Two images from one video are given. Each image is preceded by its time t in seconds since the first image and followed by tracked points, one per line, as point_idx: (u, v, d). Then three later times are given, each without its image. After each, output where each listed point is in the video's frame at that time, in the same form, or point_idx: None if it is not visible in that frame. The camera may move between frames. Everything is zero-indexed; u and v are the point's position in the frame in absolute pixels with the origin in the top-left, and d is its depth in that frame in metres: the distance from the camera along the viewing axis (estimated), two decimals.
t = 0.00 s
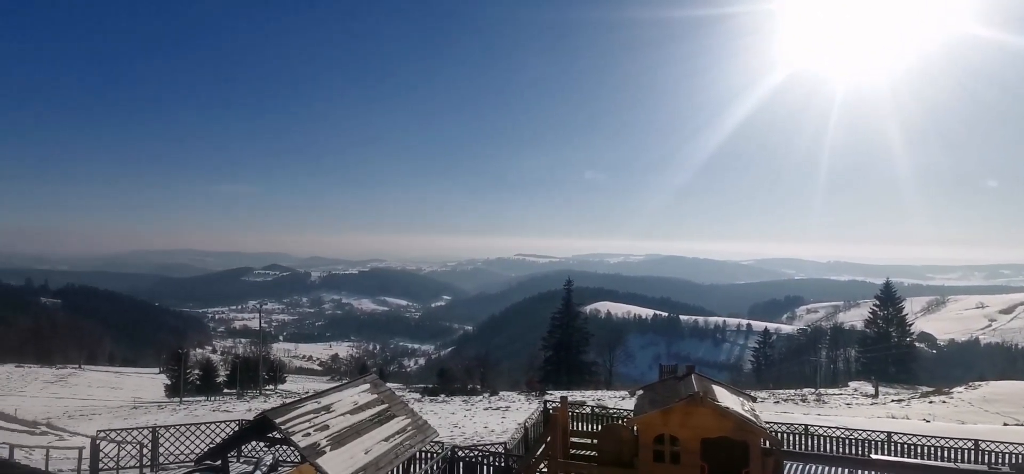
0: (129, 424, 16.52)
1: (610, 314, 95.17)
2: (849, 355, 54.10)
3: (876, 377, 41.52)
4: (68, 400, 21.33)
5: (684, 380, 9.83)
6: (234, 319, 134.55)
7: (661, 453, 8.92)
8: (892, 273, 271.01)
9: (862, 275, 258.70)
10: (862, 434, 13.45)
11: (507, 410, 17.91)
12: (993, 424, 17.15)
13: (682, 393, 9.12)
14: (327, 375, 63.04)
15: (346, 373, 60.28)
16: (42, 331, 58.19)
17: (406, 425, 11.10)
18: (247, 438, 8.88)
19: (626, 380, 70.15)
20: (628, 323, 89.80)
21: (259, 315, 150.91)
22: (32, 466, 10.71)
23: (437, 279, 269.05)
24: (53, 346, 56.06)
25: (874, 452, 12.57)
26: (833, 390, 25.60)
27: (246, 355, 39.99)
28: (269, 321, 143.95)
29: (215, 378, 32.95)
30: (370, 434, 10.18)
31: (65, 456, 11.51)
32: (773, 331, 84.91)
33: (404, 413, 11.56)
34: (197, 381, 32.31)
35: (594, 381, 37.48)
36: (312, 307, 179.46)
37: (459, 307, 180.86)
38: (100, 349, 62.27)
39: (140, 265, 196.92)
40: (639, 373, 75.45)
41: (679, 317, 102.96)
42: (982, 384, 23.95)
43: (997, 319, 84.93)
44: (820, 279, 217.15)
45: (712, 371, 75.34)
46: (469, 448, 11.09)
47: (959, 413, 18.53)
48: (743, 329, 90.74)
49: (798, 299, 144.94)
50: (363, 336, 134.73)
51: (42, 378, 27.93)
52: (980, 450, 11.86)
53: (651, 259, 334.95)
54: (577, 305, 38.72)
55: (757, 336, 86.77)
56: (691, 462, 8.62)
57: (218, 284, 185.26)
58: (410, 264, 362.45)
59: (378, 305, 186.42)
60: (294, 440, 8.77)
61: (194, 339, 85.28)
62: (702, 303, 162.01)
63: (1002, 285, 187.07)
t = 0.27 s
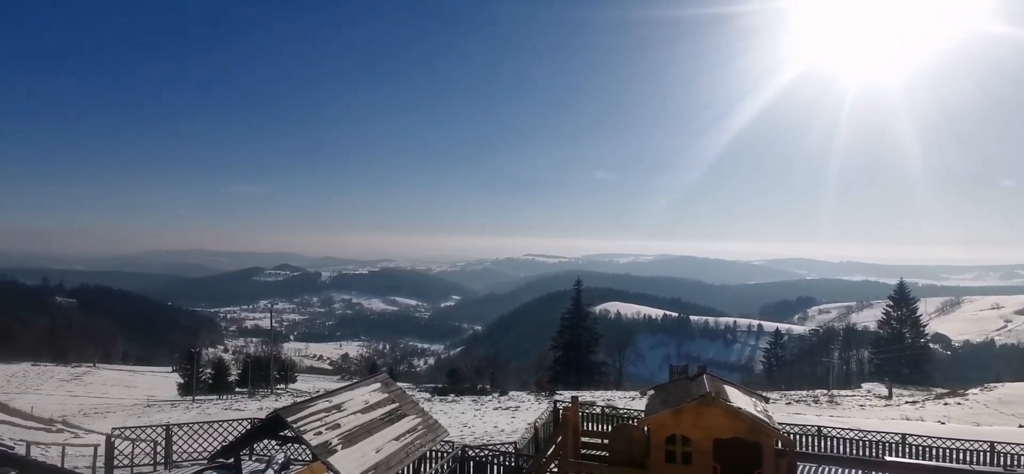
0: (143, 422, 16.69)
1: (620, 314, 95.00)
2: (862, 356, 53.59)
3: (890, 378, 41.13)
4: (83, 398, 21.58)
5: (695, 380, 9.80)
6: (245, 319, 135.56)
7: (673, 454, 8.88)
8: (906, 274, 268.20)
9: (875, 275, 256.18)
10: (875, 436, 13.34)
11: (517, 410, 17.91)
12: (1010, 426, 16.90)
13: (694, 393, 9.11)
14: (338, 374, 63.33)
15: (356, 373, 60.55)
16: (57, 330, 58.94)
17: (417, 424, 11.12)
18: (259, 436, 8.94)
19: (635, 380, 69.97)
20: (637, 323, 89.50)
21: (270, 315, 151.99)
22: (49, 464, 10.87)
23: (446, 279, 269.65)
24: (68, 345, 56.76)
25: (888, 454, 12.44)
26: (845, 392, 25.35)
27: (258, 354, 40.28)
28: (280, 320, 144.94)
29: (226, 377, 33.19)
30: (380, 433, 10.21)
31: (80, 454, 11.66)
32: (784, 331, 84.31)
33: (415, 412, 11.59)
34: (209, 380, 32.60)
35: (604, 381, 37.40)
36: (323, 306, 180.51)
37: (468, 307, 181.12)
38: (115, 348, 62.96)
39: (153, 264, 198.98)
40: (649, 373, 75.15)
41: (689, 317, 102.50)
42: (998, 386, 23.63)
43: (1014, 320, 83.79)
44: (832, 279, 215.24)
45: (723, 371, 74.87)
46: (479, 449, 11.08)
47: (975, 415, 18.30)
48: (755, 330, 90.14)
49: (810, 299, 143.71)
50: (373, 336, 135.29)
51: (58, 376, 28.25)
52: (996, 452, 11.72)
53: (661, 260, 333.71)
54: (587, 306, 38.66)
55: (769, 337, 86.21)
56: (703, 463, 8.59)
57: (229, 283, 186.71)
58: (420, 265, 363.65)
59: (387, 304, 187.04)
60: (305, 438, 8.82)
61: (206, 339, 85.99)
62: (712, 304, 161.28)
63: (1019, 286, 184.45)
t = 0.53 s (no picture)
0: (155, 420, 16.83)
1: (629, 315, 94.82)
2: (874, 357, 53.10)
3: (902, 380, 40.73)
4: (96, 396, 21.79)
5: (706, 381, 9.77)
6: (255, 318, 136.45)
7: (684, 454, 8.86)
8: (919, 274, 265.68)
9: (887, 275, 253.95)
10: (889, 438, 13.22)
11: (526, 410, 17.90)
12: None
13: (705, 394, 9.09)
14: (347, 373, 63.59)
15: (366, 373, 60.79)
16: (71, 329, 59.67)
17: (426, 424, 11.13)
18: (270, 435, 8.99)
19: (645, 380, 69.78)
20: (646, 324, 89.28)
21: (281, 314, 152.97)
22: (64, 461, 11.00)
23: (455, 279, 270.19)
24: (82, 343, 57.43)
25: (902, 456, 12.33)
26: (857, 393, 25.15)
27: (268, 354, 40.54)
28: (290, 320, 145.84)
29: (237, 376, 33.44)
30: (390, 432, 10.23)
31: (93, 451, 11.80)
32: (795, 332, 83.76)
33: (425, 412, 11.60)
34: (220, 379, 32.87)
35: (613, 381, 37.32)
36: (332, 306, 181.45)
37: (477, 307, 181.38)
38: (128, 347, 63.62)
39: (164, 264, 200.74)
40: (658, 374, 74.91)
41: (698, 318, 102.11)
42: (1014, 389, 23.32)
43: None
44: (844, 280, 213.53)
45: (733, 372, 74.47)
46: (489, 449, 11.09)
47: (990, 417, 18.09)
48: (765, 331, 89.59)
49: (821, 299, 142.59)
50: (382, 335, 135.84)
51: (71, 375, 28.54)
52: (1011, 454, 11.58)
53: (670, 260, 332.64)
54: (596, 306, 38.62)
55: (779, 338, 85.73)
56: (715, 464, 8.54)
57: (239, 283, 187.94)
58: (428, 265, 364.74)
59: (396, 304, 187.67)
60: (316, 437, 8.86)
61: (217, 338, 86.64)
62: (722, 304, 160.47)
63: None
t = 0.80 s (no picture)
0: (170, 418, 17.00)
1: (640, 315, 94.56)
2: (890, 359, 52.51)
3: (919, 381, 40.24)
4: (112, 394, 22.09)
5: (719, 382, 9.72)
6: (268, 318, 137.62)
7: (696, 455, 8.84)
8: (935, 275, 262.29)
9: (903, 276, 250.98)
10: (903, 440, 13.13)
11: (537, 410, 17.85)
12: None
13: (718, 396, 9.04)
14: (358, 373, 63.92)
15: (377, 372, 61.09)
16: (87, 328, 60.51)
17: (437, 424, 11.14)
18: (283, 434, 9.08)
19: (656, 381, 69.57)
20: (657, 324, 88.97)
21: (293, 314, 154.23)
22: (81, 457, 11.16)
23: (466, 279, 270.94)
24: (98, 342, 58.19)
25: (916, 459, 12.22)
26: (872, 395, 24.87)
27: (281, 353, 40.83)
28: (303, 319, 146.97)
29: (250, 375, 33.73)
30: (402, 431, 10.27)
31: (108, 449, 11.96)
32: (808, 333, 83.07)
33: (436, 411, 11.63)
34: (234, 378, 33.18)
35: (623, 382, 37.17)
36: (344, 306, 182.65)
37: (487, 307, 181.74)
38: (143, 346, 64.42)
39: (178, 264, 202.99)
40: (669, 375, 74.53)
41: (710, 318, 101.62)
42: None
43: None
44: (858, 280, 211.28)
45: (745, 373, 73.97)
46: (500, 449, 11.07)
47: (1007, 419, 17.85)
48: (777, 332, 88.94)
49: (835, 300, 141.27)
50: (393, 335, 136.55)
51: (88, 373, 28.92)
52: None
53: (682, 260, 330.94)
54: (607, 306, 38.58)
55: (792, 339, 85.01)
56: (728, 466, 8.49)
57: (252, 283, 189.64)
58: (440, 265, 366.09)
59: (407, 304, 188.46)
60: (328, 436, 8.92)
61: (230, 337, 87.44)
62: (734, 305, 159.40)
63: None
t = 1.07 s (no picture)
0: (191, 415, 17.28)
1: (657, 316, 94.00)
2: (913, 361, 51.51)
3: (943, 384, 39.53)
4: (135, 391, 22.52)
5: (738, 383, 9.63)
6: (286, 317, 139.26)
7: (715, 459, 8.75)
8: (961, 275, 256.49)
9: (927, 277, 245.87)
10: (927, 444, 12.85)
11: (552, 411, 17.84)
12: None
13: (737, 397, 8.95)
14: (375, 372, 64.43)
15: (394, 371, 61.49)
16: (111, 326, 61.82)
17: (454, 423, 11.18)
18: (302, 432, 9.18)
19: (673, 382, 69.15)
20: (674, 325, 88.39)
21: (311, 313, 155.97)
22: (105, 454, 11.37)
23: (482, 279, 271.68)
24: (122, 340, 59.41)
25: (941, 464, 11.94)
26: (894, 398, 24.41)
27: (299, 352, 41.33)
28: (320, 319, 148.51)
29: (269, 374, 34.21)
30: (419, 431, 10.32)
31: (132, 445, 12.19)
32: (828, 335, 81.84)
33: (452, 411, 11.67)
34: (253, 376, 33.68)
35: (640, 383, 37.00)
36: (361, 305, 184.17)
37: (503, 307, 181.92)
38: (165, 344, 65.64)
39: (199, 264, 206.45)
40: (686, 376, 73.97)
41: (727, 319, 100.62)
42: None
43: None
44: (880, 281, 207.47)
45: (763, 375, 73.15)
46: (516, 449, 11.07)
47: None
48: (797, 333, 87.73)
49: (856, 301, 138.90)
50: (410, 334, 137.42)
51: (111, 370, 29.52)
52: None
53: (698, 261, 328.07)
54: (623, 307, 38.41)
55: (812, 340, 83.93)
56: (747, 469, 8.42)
57: (271, 282, 192.18)
58: (456, 265, 367.49)
59: (423, 304, 189.48)
60: (346, 435, 8.99)
61: (249, 336, 88.63)
62: (752, 306, 157.64)
63: None
